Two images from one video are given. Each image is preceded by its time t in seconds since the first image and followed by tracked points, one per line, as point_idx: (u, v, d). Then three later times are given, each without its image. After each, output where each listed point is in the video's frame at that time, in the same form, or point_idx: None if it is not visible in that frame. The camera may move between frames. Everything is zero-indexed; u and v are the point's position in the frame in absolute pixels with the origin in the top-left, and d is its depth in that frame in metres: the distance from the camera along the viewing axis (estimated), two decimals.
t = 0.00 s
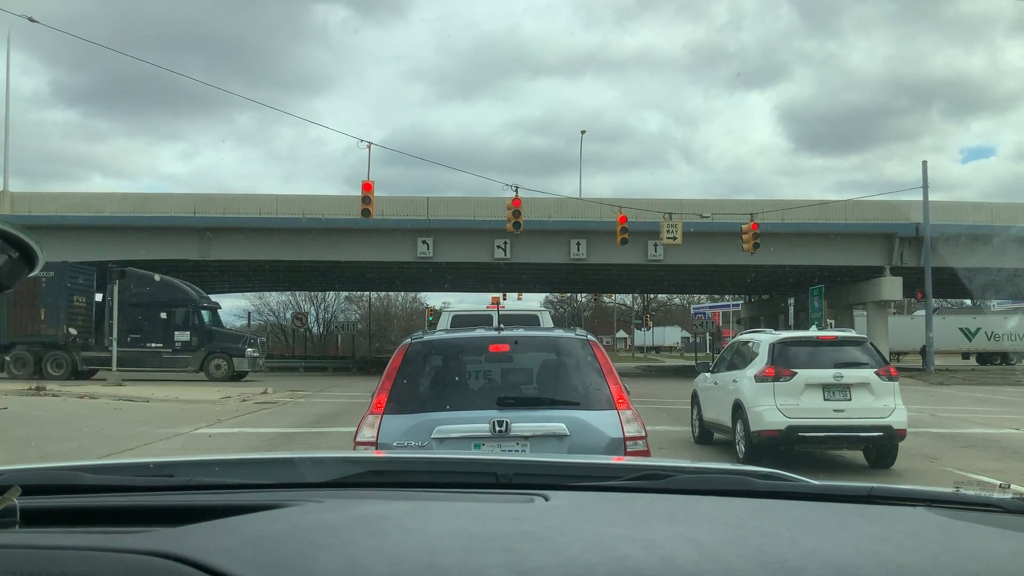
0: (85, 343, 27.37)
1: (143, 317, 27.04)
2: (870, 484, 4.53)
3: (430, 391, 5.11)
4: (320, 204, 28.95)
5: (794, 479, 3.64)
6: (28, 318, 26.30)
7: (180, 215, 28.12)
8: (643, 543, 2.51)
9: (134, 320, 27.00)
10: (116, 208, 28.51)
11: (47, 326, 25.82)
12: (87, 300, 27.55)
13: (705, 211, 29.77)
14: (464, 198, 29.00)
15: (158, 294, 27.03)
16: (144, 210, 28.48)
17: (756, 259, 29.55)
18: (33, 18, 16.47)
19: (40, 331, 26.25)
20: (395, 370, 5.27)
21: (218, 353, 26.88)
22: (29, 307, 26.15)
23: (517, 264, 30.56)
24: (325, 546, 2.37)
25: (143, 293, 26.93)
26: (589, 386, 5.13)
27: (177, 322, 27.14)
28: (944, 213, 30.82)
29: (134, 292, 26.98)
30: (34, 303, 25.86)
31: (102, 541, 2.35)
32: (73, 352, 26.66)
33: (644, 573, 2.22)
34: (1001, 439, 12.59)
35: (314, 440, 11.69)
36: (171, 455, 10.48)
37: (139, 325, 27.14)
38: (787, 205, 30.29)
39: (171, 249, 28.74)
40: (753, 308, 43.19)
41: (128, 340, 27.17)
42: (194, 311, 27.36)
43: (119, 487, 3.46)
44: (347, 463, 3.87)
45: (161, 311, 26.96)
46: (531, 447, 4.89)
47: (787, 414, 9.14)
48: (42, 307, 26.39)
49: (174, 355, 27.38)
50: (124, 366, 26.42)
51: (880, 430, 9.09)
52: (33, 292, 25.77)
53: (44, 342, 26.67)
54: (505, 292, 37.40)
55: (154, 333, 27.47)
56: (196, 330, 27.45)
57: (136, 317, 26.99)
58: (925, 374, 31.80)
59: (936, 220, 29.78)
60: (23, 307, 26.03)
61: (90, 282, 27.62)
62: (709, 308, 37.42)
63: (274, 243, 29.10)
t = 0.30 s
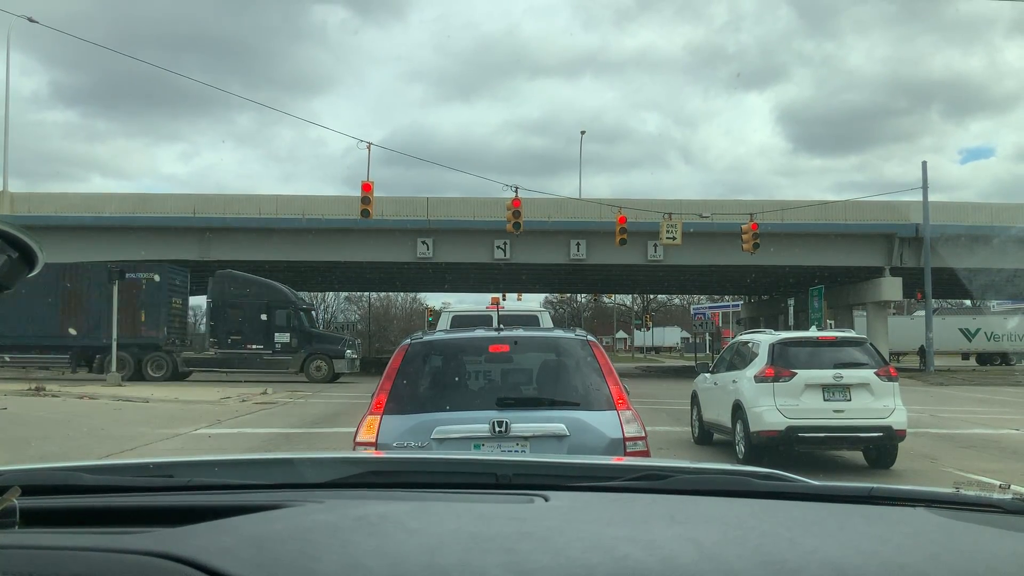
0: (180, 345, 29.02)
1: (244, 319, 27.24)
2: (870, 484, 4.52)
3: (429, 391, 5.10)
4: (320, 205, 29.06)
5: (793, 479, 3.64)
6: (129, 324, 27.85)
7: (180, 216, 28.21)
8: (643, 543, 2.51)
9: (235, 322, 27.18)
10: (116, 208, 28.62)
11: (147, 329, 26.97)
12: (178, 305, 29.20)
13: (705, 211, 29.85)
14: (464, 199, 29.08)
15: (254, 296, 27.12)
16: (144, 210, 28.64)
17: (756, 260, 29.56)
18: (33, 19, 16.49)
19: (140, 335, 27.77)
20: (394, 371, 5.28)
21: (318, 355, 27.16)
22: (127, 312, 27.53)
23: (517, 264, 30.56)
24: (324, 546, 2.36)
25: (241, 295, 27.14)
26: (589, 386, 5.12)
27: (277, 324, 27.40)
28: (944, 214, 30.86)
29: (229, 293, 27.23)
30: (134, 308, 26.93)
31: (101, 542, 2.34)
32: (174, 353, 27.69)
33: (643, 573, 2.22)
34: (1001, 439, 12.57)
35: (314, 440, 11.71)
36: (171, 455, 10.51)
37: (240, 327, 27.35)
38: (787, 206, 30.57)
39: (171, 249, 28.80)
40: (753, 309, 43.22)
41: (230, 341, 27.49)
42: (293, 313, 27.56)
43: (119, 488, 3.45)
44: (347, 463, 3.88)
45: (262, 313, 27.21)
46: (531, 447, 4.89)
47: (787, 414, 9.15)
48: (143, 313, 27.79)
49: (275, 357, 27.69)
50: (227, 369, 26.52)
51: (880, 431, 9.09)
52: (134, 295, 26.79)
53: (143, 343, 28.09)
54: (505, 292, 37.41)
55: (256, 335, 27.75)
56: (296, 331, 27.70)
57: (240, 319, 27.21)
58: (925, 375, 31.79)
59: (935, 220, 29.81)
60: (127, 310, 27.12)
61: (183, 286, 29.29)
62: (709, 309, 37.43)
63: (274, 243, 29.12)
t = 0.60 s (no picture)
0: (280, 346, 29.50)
1: (347, 319, 28.11)
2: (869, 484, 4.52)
3: (429, 391, 5.10)
4: (320, 205, 29.03)
5: (793, 479, 3.64)
6: (233, 326, 28.27)
7: (180, 216, 28.20)
8: (643, 543, 2.51)
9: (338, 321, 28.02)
10: (117, 208, 28.61)
11: (252, 329, 27.29)
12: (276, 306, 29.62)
13: (705, 211, 29.87)
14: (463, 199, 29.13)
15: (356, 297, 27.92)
16: (144, 210, 28.63)
17: (756, 260, 29.59)
18: (33, 19, 16.53)
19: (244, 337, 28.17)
20: (394, 371, 5.27)
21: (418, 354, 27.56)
22: (228, 315, 27.92)
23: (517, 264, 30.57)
24: (323, 547, 2.36)
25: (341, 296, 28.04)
26: (589, 386, 5.13)
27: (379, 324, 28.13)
28: (944, 215, 30.88)
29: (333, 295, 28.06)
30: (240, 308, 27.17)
31: (100, 542, 2.34)
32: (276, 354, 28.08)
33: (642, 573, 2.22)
34: (1001, 440, 12.56)
35: (314, 441, 11.71)
36: (171, 456, 10.52)
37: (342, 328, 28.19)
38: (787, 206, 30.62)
39: (171, 250, 28.81)
40: (753, 309, 43.25)
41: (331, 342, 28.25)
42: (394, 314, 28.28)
43: (118, 488, 3.45)
44: (347, 464, 3.88)
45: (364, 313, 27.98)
46: (531, 448, 4.89)
47: (787, 414, 9.15)
48: (246, 315, 28.21)
49: (377, 358, 28.35)
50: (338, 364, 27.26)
51: (879, 431, 9.08)
52: (240, 296, 27.04)
53: (245, 345, 28.55)
54: (504, 293, 37.44)
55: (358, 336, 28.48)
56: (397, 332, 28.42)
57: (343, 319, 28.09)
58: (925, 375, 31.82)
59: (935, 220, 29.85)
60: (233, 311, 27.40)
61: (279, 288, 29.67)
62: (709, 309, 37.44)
63: (275, 244, 29.16)
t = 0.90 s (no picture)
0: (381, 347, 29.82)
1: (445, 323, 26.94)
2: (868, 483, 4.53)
3: (428, 391, 5.10)
4: (319, 205, 29.04)
5: (793, 480, 3.63)
6: (336, 327, 28.71)
7: (179, 216, 28.20)
8: (642, 544, 2.51)
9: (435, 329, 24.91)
10: (116, 208, 28.62)
11: (355, 331, 27.61)
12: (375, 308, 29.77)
13: (705, 212, 29.86)
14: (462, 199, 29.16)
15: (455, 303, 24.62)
16: (143, 210, 28.63)
17: (756, 260, 29.58)
18: (32, 18, 16.54)
19: (346, 338, 28.58)
20: (393, 371, 5.28)
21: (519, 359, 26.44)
22: (326, 316, 28.33)
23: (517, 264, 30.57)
24: (322, 547, 2.36)
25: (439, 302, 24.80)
26: (588, 386, 5.13)
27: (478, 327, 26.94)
28: (944, 215, 30.89)
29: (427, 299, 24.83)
30: (344, 309, 27.56)
31: (100, 542, 2.34)
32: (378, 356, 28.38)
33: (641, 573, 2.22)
34: (1000, 440, 12.56)
35: (314, 441, 11.71)
36: (169, 456, 10.52)
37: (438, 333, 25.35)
38: (787, 206, 30.65)
39: (170, 250, 28.83)
40: (753, 309, 43.27)
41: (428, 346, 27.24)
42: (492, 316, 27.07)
43: (117, 488, 3.45)
44: (347, 464, 3.88)
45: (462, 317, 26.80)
46: (531, 448, 4.89)
47: (786, 415, 9.15)
48: (348, 317, 28.53)
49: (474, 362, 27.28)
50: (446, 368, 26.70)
51: (879, 431, 9.09)
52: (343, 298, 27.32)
53: (346, 347, 28.82)
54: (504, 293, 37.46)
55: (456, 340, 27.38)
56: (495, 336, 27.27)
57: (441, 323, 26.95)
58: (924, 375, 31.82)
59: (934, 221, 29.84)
60: (336, 312, 27.80)
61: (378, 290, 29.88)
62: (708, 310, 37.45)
63: (274, 244, 29.18)
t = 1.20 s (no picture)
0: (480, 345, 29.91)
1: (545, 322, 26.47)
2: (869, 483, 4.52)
3: (428, 392, 5.10)
4: (320, 205, 29.15)
5: (793, 480, 3.63)
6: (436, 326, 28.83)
7: (178, 216, 28.23)
8: (642, 544, 2.51)
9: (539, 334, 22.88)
10: (116, 208, 28.66)
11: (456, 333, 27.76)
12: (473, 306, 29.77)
13: (705, 211, 29.85)
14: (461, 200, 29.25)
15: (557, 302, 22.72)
16: (142, 211, 28.66)
17: (755, 260, 29.59)
18: (31, 18, 16.57)
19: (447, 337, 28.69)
20: (393, 371, 5.28)
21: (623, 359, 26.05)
22: (386, 318, 28.56)
23: (517, 264, 30.58)
24: (322, 548, 2.36)
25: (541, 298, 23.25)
26: (588, 386, 5.13)
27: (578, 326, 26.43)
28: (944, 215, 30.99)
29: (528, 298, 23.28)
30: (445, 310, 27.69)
31: (100, 543, 2.34)
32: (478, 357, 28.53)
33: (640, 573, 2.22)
34: (999, 440, 12.58)
35: (314, 441, 11.71)
36: (170, 457, 10.49)
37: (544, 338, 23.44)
38: (786, 206, 30.72)
39: (169, 250, 28.85)
40: (752, 309, 43.28)
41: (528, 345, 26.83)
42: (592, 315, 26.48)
43: (117, 488, 3.45)
44: (347, 464, 3.88)
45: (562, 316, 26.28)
46: (531, 448, 4.89)
47: (785, 415, 9.15)
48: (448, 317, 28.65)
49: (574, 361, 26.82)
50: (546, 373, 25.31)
51: (879, 431, 9.08)
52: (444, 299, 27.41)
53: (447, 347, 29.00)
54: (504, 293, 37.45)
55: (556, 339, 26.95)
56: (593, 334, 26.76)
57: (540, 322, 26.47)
58: (924, 375, 31.81)
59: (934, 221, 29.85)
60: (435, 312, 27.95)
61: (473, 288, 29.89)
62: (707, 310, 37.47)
63: (273, 244, 29.20)
